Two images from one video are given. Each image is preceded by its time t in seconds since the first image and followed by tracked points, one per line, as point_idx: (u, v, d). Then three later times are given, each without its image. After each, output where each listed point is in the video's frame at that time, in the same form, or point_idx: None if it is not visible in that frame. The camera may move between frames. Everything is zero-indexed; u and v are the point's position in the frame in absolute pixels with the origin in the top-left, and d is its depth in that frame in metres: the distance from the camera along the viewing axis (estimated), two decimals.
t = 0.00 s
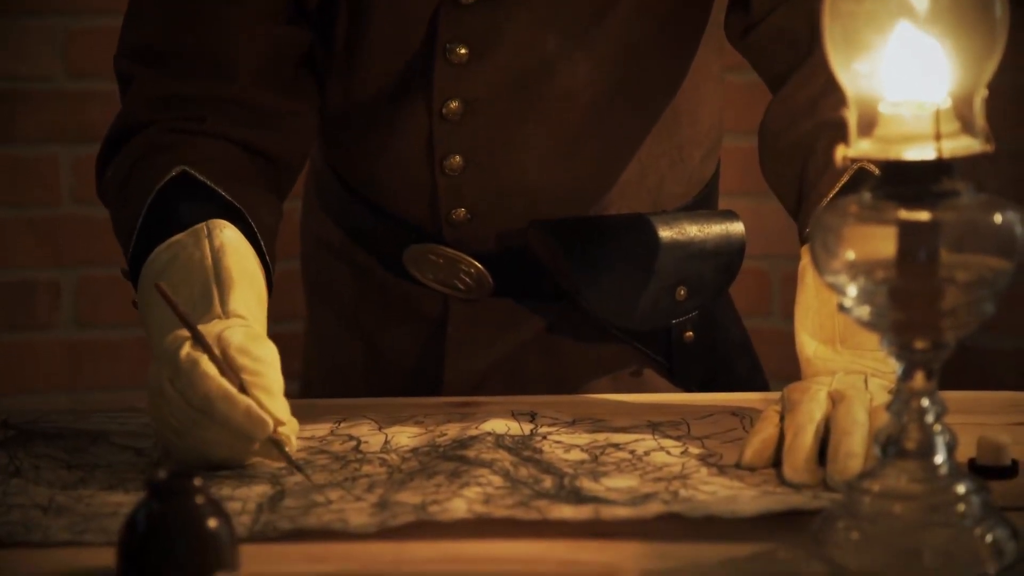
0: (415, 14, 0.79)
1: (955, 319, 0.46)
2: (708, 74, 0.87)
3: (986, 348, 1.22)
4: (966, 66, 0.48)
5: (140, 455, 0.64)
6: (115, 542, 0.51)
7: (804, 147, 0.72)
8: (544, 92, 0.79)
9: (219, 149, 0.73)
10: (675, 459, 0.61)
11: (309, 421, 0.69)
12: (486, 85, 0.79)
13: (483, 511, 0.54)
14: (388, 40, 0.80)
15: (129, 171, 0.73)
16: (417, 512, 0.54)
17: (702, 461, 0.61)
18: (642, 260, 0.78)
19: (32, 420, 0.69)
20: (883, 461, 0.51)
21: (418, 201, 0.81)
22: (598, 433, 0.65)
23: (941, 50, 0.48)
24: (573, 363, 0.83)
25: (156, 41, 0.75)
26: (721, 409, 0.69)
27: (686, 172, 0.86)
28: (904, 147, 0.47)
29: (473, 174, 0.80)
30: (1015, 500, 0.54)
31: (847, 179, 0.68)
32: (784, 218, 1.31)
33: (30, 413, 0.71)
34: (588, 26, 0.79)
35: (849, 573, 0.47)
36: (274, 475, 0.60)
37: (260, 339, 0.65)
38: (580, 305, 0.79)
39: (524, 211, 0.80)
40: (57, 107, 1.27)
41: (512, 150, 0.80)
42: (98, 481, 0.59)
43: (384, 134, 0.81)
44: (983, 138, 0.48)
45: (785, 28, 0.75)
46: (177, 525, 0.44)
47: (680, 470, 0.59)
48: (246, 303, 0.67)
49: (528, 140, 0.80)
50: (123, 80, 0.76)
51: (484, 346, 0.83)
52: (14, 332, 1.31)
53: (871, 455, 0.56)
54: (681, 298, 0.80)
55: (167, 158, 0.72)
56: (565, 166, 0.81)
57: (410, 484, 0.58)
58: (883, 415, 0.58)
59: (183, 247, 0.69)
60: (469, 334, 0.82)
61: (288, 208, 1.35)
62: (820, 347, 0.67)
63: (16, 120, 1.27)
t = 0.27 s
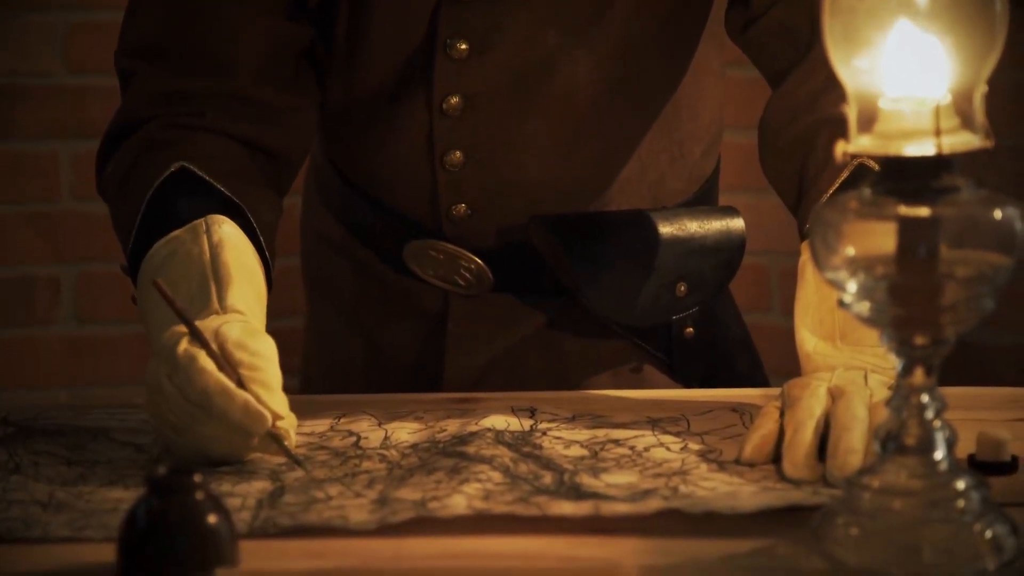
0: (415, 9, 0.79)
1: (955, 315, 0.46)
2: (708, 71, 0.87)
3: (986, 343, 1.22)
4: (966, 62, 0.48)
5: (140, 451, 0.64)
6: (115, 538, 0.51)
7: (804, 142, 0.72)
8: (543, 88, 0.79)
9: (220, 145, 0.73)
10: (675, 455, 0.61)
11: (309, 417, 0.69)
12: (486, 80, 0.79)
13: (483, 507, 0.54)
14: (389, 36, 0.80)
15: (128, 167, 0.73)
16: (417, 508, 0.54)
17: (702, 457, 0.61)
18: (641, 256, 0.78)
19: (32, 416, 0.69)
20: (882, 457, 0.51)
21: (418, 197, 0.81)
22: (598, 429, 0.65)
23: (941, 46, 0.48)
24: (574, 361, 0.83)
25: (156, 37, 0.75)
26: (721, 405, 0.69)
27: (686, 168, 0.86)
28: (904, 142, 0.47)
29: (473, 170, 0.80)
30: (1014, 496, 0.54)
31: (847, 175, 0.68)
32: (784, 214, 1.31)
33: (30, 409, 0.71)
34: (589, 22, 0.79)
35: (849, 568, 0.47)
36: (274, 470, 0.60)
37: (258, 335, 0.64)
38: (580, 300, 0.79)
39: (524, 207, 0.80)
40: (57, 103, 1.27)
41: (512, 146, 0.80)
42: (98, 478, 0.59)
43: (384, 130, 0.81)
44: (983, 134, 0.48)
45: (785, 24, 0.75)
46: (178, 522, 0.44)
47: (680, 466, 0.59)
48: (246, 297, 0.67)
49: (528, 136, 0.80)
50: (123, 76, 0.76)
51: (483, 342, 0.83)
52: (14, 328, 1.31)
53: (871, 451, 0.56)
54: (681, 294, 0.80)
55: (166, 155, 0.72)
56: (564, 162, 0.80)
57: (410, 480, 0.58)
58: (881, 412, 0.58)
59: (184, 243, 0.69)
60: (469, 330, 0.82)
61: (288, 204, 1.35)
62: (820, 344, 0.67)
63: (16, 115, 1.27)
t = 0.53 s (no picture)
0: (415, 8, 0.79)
1: (954, 314, 0.46)
2: (708, 69, 0.87)
3: (986, 341, 1.22)
4: (967, 59, 0.48)
5: (139, 450, 0.64)
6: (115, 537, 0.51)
7: (804, 141, 0.72)
8: (543, 87, 0.79)
9: (219, 142, 0.73)
10: (675, 453, 0.61)
11: (309, 416, 0.69)
12: (486, 78, 0.79)
13: (483, 505, 0.54)
14: (388, 33, 0.79)
15: (126, 164, 0.73)
16: (417, 507, 0.54)
17: (702, 455, 0.61)
18: (641, 254, 0.78)
19: (32, 415, 0.69)
20: (882, 455, 0.51)
21: (417, 195, 0.81)
22: (598, 428, 0.65)
23: (942, 43, 0.48)
24: (574, 359, 0.83)
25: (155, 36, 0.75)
26: (721, 404, 0.69)
27: (684, 167, 0.86)
28: (904, 139, 0.47)
29: (473, 168, 0.80)
30: (1014, 494, 0.54)
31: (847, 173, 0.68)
32: (783, 212, 1.31)
33: (30, 408, 0.71)
34: (590, 20, 0.79)
35: (849, 567, 0.47)
36: (273, 470, 0.59)
37: (254, 332, 0.64)
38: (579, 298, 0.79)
39: (523, 205, 0.80)
40: (56, 102, 1.27)
41: (511, 144, 0.80)
42: (98, 476, 0.59)
43: (384, 128, 0.81)
44: (983, 131, 0.49)
45: (786, 22, 0.75)
46: (178, 521, 0.44)
47: (680, 465, 0.59)
48: (241, 295, 0.67)
49: (527, 135, 0.80)
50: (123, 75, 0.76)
51: (483, 341, 0.82)
52: (14, 327, 1.31)
53: (871, 450, 0.56)
54: (681, 292, 0.80)
55: (164, 152, 0.72)
56: (563, 160, 0.81)
57: (410, 478, 0.58)
58: (881, 411, 0.58)
59: (180, 241, 0.69)
60: (468, 328, 0.82)
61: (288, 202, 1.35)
62: (820, 342, 0.67)
63: (15, 114, 1.27)
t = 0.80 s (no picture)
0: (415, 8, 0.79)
1: (953, 314, 0.46)
2: (707, 69, 0.87)
3: (986, 341, 1.22)
4: (967, 59, 0.48)
5: (138, 450, 0.64)
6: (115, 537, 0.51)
7: (803, 140, 0.72)
8: (543, 87, 0.79)
9: (218, 142, 0.73)
10: (674, 454, 0.61)
11: (309, 416, 0.69)
12: (486, 79, 0.79)
13: (482, 506, 0.54)
14: (388, 33, 0.79)
15: (122, 163, 0.73)
16: (416, 507, 0.54)
17: (701, 455, 0.61)
18: (641, 254, 0.78)
19: (31, 415, 0.69)
20: (882, 455, 0.51)
21: (417, 195, 0.81)
22: (598, 428, 0.65)
23: (942, 43, 0.48)
24: (574, 359, 0.83)
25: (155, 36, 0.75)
26: (721, 404, 0.69)
27: (684, 167, 0.86)
28: (903, 139, 0.47)
29: (472, 168, 0.80)
30: (1014, 494, 0.54)
31: (846, 173, 0.68)
32: (783, 212, 1.31)
33: (30, 408, 0.71)
34: (589, 20, 0.79)
35: (849, 567, 0.47)
36: (271, 470, 0.59)
37: (238, 333, 0.64)
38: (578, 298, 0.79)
39: (522, 205, 0.80)
40: (56, 102, 1.27)
41: (511, 144, 0.80)
42: (97, 476, 0.59)
43: (384, 128, 0.81)
44: (983, 132, 0.49)
45: (785, 22, 0.75)
46: (178, 521, 0.44)
47: (680, 465, 0.59)
48: (228, 295, 0.67)
49: (527, 135, 0.80)
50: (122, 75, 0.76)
51: (483, 341, 0.82)
52: (14, 327, 1.31)
53: (871, 450, 0.56)
54: (679, 292, 0.80)
55: (163, 152, 0.72)
56: (563, 160, 0.81)
57: (409, 479, 0.58)
58: (881, 411, 0.58)
59: (170, 241, 0.69)
60: (468, 328, 0.82)
61: (288, 202, 1.35)
62: (820, 342, 0.67)
63: (15, 114, 1.27)
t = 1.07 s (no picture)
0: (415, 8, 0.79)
1: (953, 314, 0.46)
2: (707, 69, 0.87)
3: (986, 341, 1.22)
4: (967, 59, 0.48)
5: (138, 451, 0.64)
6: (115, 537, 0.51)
7: (803, 141, 0.72)
8: (543, 88, 0.79)
9: (218, 142, 0.73)
10: (673, 454, 0.61)
11: (309, 417, 0.69)
12: (486, 79, 0.79)
13: (482, 506, 0.54)
14: (388, 34, 0.79)
15: (121, 163, 0.73)
16: (416, 508, 0.54)
17: (701, 456, 0.61)
18: (641, 254, 0.78)
19: (31, 415, 0.69)
20: (882, 456, 0.51)
21: (417, 195, 0.81)
22: (598, 428, 0.65)
23: (942, 43, 0.48)
24: (574, 359, 0.83)
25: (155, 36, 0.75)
26: (721, 404, 0.69)
27: (684, 167, 0.86)
28: (904, 140, 0.47)
29: (472, 168, 0.80)
30: (1014, 494, 0.54)
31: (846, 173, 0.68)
32: (783, 212, 1.31)
33: (29, 408, 0.71)
34: (589, 20, 0.79)
35: (849, 567, 0.47)
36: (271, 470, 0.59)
37: (239, 331, 0.64)
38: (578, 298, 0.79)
39: (522, 205, 0.80)
40: (56, 101, 1.27)
41: (511, 144, 0.80)
42: (97, 477, 0.59)
43: (383, 129, 0.81)
44: (982, 131, 0.49)
45: (785, 22, 0.75)
46: (178, 521, 0.44)
47: (679, 465, 0.59)
48: (228, 294, 0.67)
49: (527, 135, 0.80)
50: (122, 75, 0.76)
51: (483, 341, 0.82)
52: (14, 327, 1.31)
53: (871, 450, 0.56)
54: (679, 292, 0.80)
55: (163, 152, 0.72)
56: (563, 160, 0.81)
57: (409, 479, 0.58)
58: (881, 411, 0.58)
59: (169, 241, 0.69)
60: (468, 329, 0.82)
61: (287, 202, 1.35)
62: (820, 342, 0.67)
63: (15, 114, 1.27)
